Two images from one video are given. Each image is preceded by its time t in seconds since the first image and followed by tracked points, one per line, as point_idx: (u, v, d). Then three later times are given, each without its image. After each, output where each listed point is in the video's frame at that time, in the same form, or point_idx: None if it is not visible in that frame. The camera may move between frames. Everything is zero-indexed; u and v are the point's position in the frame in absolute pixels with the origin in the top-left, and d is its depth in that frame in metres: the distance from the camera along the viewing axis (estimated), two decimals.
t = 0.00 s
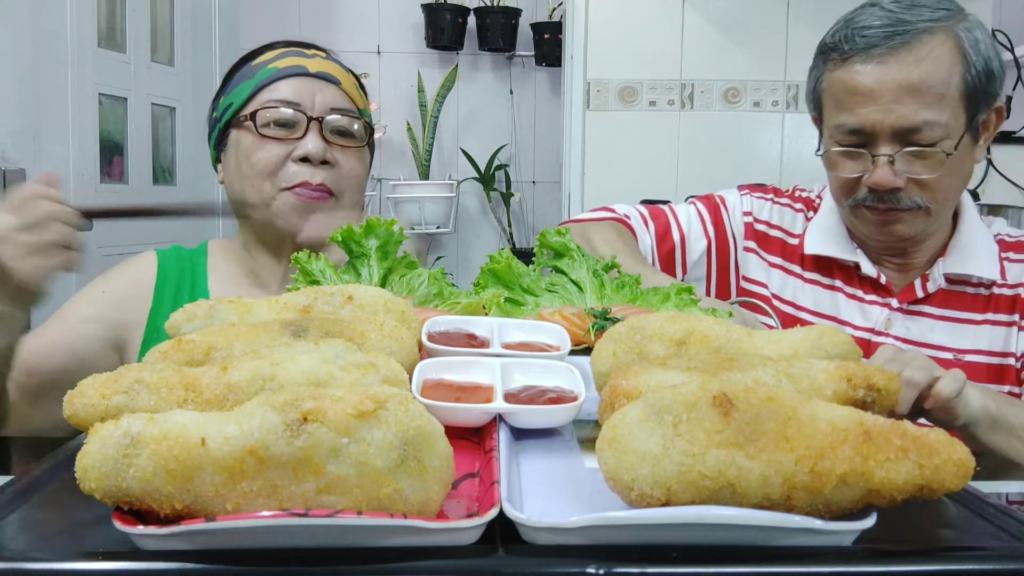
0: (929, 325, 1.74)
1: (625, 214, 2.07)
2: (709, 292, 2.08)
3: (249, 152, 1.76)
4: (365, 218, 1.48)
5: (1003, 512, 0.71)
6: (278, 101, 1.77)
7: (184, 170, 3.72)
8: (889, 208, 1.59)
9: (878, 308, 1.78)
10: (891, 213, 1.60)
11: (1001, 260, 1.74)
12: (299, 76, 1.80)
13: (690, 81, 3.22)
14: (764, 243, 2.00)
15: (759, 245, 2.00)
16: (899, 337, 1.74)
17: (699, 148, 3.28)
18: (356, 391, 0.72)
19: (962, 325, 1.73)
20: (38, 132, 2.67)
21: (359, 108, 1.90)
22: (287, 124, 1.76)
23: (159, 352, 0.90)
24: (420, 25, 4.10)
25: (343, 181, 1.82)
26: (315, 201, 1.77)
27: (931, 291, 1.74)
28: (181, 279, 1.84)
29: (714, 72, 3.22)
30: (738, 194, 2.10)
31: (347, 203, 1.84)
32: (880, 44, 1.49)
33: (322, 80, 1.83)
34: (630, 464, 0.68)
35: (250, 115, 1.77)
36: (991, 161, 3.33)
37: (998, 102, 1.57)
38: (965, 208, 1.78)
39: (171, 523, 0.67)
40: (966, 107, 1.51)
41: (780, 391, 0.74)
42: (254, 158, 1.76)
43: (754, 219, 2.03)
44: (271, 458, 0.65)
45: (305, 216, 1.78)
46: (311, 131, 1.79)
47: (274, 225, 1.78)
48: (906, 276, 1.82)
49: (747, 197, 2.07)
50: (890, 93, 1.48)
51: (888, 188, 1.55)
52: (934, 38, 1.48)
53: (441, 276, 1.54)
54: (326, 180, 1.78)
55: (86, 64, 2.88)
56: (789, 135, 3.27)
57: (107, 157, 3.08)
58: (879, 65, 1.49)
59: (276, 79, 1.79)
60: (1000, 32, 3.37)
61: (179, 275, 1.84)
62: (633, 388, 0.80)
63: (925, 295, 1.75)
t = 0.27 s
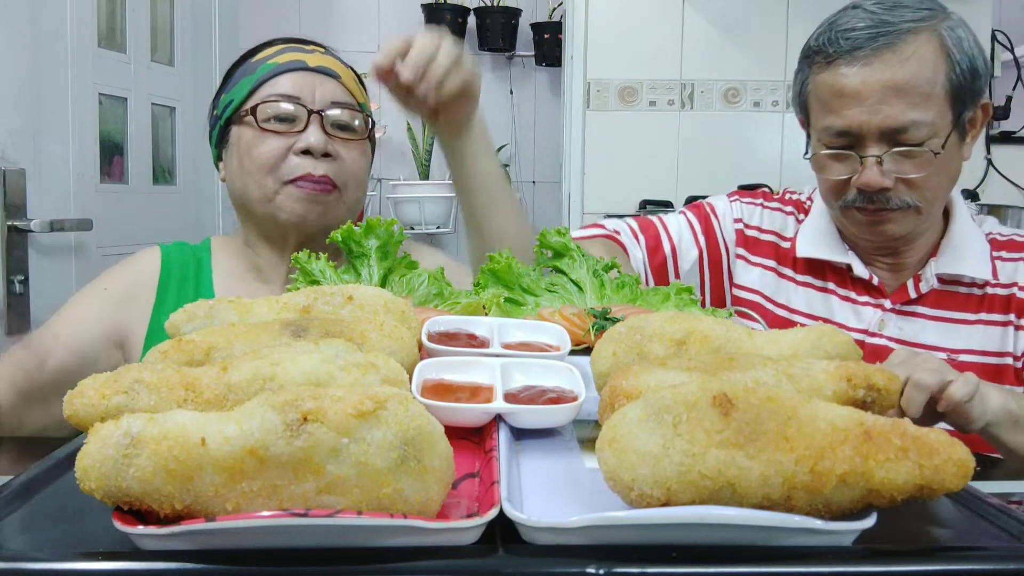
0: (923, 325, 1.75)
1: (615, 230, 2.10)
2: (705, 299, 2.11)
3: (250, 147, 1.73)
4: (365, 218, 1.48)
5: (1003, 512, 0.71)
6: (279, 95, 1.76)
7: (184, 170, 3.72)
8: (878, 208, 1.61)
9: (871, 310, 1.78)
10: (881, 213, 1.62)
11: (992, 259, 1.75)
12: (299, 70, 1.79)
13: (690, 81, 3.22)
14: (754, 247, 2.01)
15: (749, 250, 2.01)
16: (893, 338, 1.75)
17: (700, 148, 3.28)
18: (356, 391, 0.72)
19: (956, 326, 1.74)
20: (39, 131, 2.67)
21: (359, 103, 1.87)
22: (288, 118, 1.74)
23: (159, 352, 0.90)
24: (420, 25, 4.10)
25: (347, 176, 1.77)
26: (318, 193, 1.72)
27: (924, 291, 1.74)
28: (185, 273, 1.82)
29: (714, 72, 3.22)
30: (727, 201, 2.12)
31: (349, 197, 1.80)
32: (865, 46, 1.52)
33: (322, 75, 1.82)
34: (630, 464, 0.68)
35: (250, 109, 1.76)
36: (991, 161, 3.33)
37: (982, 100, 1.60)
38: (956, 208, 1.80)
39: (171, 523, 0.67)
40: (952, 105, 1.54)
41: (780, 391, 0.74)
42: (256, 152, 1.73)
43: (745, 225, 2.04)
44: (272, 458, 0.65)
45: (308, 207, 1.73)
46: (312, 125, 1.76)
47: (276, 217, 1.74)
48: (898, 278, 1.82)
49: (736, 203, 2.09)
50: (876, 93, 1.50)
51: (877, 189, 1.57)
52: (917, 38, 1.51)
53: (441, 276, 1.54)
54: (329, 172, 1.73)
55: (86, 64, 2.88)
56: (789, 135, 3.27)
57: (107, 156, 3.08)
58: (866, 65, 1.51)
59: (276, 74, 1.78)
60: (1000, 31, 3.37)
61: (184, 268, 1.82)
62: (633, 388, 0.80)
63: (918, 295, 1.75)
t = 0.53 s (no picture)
0: (918, 324, 1.76)
1: (608, 237, 2.12)
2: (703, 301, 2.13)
3: (239, 141, 1.72)
4: (365, 219, 1.48)
5: (1002, 512, 0.71)
6: (267, 89, 1.75)
7: (184, 170, 3.72)
8: (873, 208, 1.63)
9: (866, 310, 1.79)
10: (876, 213, 1.64)
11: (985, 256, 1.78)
12: (287, 64, 1.78)
13: (690, 81, 3.22)
14: (746, 250, 2.01)
15: (741, 253, 2.02)
16: (888, 337, 1.76)
17: (700, 148, 3.28)
18: (356, 391, 0.72)
19: (951, 324, 1.76)
20: (39, 131, 2.67)
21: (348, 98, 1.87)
22: (277, 112, 1.72)
23: (159, 352, 0.90)
24: (420, 25, 4.10)
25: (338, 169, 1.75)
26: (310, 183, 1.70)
27: (918, 291, 1.76)
28: (179, 274, 1.82)
29: (715, 72, 3.21)
30: (718, 205, 2.13)
31: (339, 190, 1.77)
32: (856, 46, 1.54)
33: (311, 68, 1.81)
34: (630, 464, 0.68)
35: (239, 105, 1.75)
36: (991, 161, 3.33)
37: (973, 98, 1.63)
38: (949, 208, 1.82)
39: (171, 523, 0.67)
40: (944, 104, 1.56)
41: (780, 391, 0.74)
42: (244, 147, 1.71)
43: (736, 228, 2.05)
44: (271, 458, 0.65)
45: (299, 194, 1.69)
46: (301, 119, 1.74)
47: (266, 212, 1.71)
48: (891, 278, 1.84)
49: (728, 207, 2.10)
50: (868, 94, 1.53)
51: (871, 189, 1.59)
52: (908, 38, 1.54)
53: (441, 276, 1.54)
54: (319, 164, 1.71)
55: (86, 64, 2.88)
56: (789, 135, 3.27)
57: (107, 156, 3.08)
58: (857, 66, 1.54)
59: (264, 69, 1.77)
60: (1000, 31, 3.37)
61: (178, 268, 1.83)
62: (633, 388, 0.80)
63: (912, 295, 1.77)
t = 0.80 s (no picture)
0: (914, 324, 1.76)
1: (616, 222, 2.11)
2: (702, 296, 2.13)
3: (228, 140, 1.71)
4: (365, 219, 1.48)
5: (1002, 512, 0.71)
6: (254, 85, 1.73)
7: (184, 170, 3.72)
8: (871, 203, 1.66)
9: (863, 309, 1.80)
10: (873, 209, 1.66)
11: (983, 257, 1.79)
12: (275, 59, 1.77)
13: (690, 81, 3.22)
14: (750, 245, 2.02)
15: (745, 248, 2.02)
16: (885, 337, 1.76)
17: (700, 147, 3.27)
18: (356, 391, 0.72)
19: (948, 324, 1.75)
20: (39, 131, 2.67)
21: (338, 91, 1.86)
22: (266, 109, 1.70)
23: (160, 351, 0.90)
24: (420, 25, 4.10)
25: (331, 164, 1.74)
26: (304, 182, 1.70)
27: (915, 291, 1.77)
28: (173, 274, 1.82)
29: (714, 72, 3.21)
30: (723, 199, 2.13)
31: (336, 187, 1.76)
32: (852, 43, 1.56)
33: (299, 62, 1.79)
34: (630, 464, 0.68)
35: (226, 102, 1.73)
36: (992, 161, 3.33)
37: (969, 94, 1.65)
38: (947, 208, 1.82)
39: (171, 523, 0.67)
40: (939, 99, 1.58)
41: (780, 391, 0.74)
42: (235, 146, 1.71)
43: (741, 224, 2.05)
44: (271, 458, 0.65)
45: (294, 198, 1.70)
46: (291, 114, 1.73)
47: (261, 213, 1.71)
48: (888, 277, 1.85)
49: (733, 202, 2.10)
50: (863, 90, 1.55)
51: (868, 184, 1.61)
52: (902, 34, 1.56)
53: (442, 277, 1.53)
54: (311, 162, 1.71)
55: (86, 64, 2.88)
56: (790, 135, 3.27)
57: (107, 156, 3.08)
58: (852, 61, 1.56)
59: (252, 65, 1.76)
60: (1000, 31, 3.37)
61: (172, 268, 1.83)
62: (633, 388, 0.80)
63: (909, 295, 1.77)
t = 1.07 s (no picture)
0: (917, 325, 1.77)
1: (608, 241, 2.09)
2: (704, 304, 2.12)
3: (225, 142, 1.71)
4: (365, 219, 1.48)
5: (1003, 512, 0.71)
6: (250, 86, 1.73)
7: (184, 169, 3.72)
8: (877, 202, 1.66)
9: (866, 311, 1.80)
10: (880, 207, 1.67)
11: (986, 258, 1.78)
12: (271, 59, 1.76)
13: (690, 81, 3.22)
14: (747, 252, 2.02)
15: (742, 255, 2.02)
16: (888, 338, 1.77)
17: (699, 147, 3.28)
18: (356, 391, 0.72)
19: (952, 326, 1.76)
20: (39, 131, 2.67)
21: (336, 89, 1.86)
22: (263, 110, 1.70)
23: (160, 351, 0.90)
24: (420, 25, 4.10)
25: (331, 164, 1.74)
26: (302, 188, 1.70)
27: (920, 292, 1.76)
28: (173, 275, 1.82)
29: (714, 72, 3.21)
30: (717, 207, 2.13)
31: (336, 187, 1.76)
32: (860, 40, 1.56)
33: (295, 60, 1.79)
34: (630, 464, 0.68)
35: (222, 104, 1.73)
36: (992, 161, 3.33)
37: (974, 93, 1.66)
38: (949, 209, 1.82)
39: (171, 523, 0.67)
40: (946, 98, 1.59)
41: (780, 391, 0.74)
42: (231, 148, 1.70)
43: (737, 230, 2.05)
44: (271, 458, 0.65)
45: (293, 202, 1.70)
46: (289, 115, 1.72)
47: (260, 215, 1.71)
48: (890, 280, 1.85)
49: (728, 207, 2.10)
50: (870, 86, 1.55)
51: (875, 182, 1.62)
52: (910, 32, 1.56)
53: (442, 277, 1.53)
54: (311, 163, 1.71)
55: (86, 64, 2.88)
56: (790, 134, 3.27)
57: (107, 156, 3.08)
58: (861, 59, 1.56)
59: (247, 64, 1.76)
60: (1000, 31, 3.37)
61: (173, 267, 1.83)
62: (633, 388, 0.80)
63: (914, 296, 1.77)
